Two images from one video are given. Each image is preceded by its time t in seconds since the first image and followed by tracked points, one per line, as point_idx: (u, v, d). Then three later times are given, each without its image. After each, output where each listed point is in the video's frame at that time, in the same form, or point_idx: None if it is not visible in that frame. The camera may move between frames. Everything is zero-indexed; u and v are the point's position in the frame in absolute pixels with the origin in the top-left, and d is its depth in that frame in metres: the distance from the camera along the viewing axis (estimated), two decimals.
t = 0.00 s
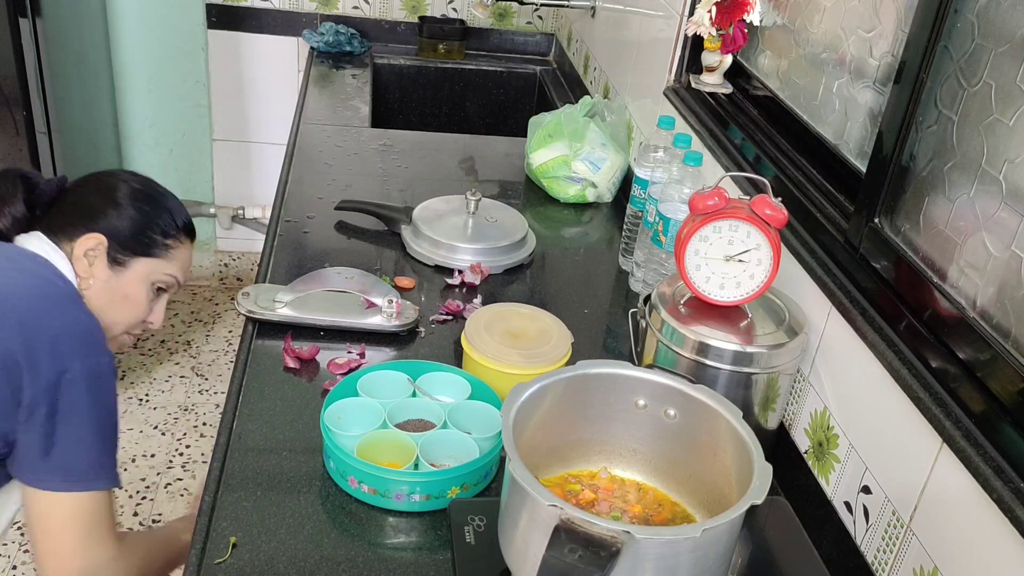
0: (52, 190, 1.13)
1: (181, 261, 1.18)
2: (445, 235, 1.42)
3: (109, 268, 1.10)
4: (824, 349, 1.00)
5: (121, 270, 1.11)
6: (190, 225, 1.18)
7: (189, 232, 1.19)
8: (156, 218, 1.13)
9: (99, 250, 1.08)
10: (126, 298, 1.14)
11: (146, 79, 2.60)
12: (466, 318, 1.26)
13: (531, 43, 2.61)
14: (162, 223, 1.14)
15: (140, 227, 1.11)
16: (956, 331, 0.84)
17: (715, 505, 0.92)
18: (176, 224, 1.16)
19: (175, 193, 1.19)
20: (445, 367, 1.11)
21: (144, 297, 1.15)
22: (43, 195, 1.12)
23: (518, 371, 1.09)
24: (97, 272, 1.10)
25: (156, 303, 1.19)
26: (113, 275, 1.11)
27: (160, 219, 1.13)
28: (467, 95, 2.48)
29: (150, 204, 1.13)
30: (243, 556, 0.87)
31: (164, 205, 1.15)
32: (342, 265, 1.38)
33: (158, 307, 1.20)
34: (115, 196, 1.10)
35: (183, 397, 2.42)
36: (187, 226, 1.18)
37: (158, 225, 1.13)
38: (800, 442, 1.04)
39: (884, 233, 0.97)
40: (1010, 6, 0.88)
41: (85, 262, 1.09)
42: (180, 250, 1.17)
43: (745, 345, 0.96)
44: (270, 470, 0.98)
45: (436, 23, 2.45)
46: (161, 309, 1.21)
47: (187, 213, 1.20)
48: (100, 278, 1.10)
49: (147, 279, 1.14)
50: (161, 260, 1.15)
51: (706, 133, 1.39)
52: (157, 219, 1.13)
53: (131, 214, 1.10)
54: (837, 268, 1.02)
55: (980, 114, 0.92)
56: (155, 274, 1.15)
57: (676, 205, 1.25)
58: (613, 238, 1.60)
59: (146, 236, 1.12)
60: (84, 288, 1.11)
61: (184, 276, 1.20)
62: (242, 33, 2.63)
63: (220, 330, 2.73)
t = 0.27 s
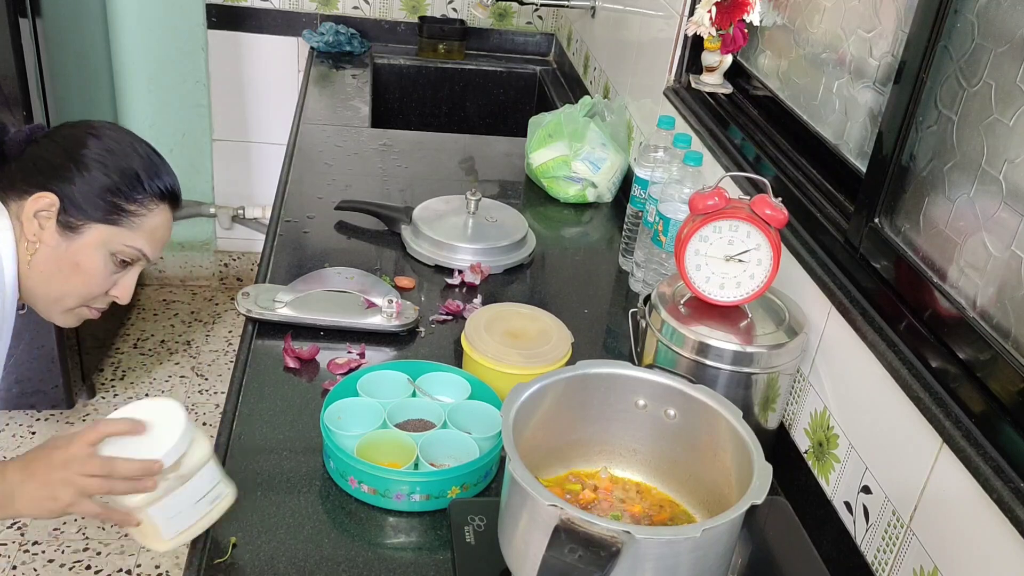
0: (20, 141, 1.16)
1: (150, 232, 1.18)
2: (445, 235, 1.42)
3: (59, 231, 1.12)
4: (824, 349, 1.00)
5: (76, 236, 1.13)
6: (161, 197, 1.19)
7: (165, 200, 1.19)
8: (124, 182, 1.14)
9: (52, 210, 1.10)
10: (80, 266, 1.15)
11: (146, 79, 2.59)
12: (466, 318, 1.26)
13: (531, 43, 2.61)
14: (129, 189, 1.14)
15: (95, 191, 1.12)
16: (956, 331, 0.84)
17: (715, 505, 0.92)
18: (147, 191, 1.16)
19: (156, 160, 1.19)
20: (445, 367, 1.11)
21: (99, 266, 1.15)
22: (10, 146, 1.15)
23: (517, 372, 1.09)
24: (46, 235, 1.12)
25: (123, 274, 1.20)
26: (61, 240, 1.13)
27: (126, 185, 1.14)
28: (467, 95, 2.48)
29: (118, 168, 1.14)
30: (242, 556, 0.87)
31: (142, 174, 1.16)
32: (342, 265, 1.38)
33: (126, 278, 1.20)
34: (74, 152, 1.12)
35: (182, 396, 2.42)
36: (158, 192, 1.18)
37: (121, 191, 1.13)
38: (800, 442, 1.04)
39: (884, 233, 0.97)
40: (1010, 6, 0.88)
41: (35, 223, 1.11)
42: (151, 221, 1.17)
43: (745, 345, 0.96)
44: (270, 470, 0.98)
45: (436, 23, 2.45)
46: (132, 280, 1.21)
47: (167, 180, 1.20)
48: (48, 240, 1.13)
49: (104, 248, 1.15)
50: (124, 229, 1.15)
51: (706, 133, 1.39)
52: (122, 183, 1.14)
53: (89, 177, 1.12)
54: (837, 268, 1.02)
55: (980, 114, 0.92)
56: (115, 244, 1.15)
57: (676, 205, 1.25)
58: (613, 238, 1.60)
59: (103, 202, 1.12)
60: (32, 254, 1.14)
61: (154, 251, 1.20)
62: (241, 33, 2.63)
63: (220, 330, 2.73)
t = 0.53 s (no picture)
0: (76, 234, 1.12)
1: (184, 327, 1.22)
2: (445, 235, 1.42)
3: (122, 330, 1.13)
4: (824, 349, 1.00)
5: (134, 335, 1.15)
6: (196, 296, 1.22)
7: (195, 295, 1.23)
8: (176, 289, 1.17)
9: (119, 313, 1.11)
10: (128, 360, 1.16)
11: (145, 79, 2.58)
12: (466, 318, 1.26)
13: (531, 43, 2.61)
14: (179, 295, 1.18)
15: (155, 297, 1.14)
16: (956, 331, 0.84)
17: (715, 505, 0.92)
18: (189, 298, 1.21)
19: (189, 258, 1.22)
20: (444, 366, 1.11)
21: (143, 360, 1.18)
22: (66, 237, 1.11)
23: (517, 371, 1.09)
24: (111, 333, 1.12)
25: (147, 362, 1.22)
26: (123, 342, 1.14)
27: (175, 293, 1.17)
28: (467, 95, 2.48)
29: (170, 272, 1.16)
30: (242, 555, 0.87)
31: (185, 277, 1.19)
32: (342, 265, 1.38)
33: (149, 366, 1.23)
34: (135, 252, 1.13)
35: (182, 397, 2.42)
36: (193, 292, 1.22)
37: (174, 296, 1.17)
38: (800, 442, 1.04)
39: (884, 233, 0.97)
40: (1011, 6, 0.88)
41: (101, 323, 1.10)
42: (186, 318, 1.21)
43: (745, 345, 0.96)
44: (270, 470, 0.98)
45: (436, 23, 2.45)
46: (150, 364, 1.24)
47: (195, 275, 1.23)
48: (111, 341, 1.13)
49: (150, 346, 1.18)
50: (169, 329, 1.19)
51: (706, 133, 1.39)
52: (176, 291, 1.17)
53: (150, 286, 1.14)
54: (837, 268, 1.02)
55: (980, 114, 0.92)
56: (160, 340, 1.19)
57: (676, 205, 1.25)
58: (613, 238, 1.60)
59: (161, 309, 1.16)
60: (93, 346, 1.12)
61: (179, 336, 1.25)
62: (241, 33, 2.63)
63: (220, 331, 2.73)
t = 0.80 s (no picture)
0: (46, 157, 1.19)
1: (161, 208, 1.19)
2: (445, 235, 1.42)
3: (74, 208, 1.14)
4: (824, 349, 1.00)
5: (90, 215, 1.15)
6: (163, 175, 1.20)
7: (173, 184, 1.21)
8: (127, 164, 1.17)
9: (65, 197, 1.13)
10: (101, 244, 1.15)
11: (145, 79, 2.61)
12: (466, 318, 1.26)
13: (530, 43, 2.61)
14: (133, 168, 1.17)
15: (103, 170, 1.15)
16: (956, 331, 0.84)
17: (715, 505, 0.92)
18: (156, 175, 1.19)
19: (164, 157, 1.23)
20: (444, 366, 1.11)
21: (120, 245, 1.16)
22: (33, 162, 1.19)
23: (517, 372, 1.09)
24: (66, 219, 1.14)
25: (147, 255, 1.19)
26: (81, 226, 1.15)
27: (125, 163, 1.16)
28: (467, 95, 2.48)
29: (121, 149, 1.18)
30: (242, 556, 0.87)
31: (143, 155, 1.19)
32: (342, 265, 1.38)
33: (148, 261, 1.20)
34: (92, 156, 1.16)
35: (182, 397, 2.42)
36: (166, 178, 1.20)
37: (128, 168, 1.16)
38: (800, 442, 1.04)
39: (884, 233, 0.97)
40: (1010, 6, 0.88)
41: (55, 212, 1.14)
42: (155, 199, 1.18)
43: (745, 345, 0.96)
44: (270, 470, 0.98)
45: (436, 23, 2.45)
46: (154, 262, 1.20)
47: (172, 168, 1.22)
48: (69, 229, 1.14)
49: (123, 223, 1.15)
50: (136, 204, 1.16)
51: (706, 133, 1.39)
52: (127, 160, 1.17)
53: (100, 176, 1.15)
54: (837, 268, 1.02)
55: (980, 113, 0.92)
56: (132, 221, 1.16)
57: (676, 205, 1.25)
58: (613, 238, 1.60)
59: (115, 178, 1.15)
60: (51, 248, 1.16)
61: (173, 233, 1.21)
62: (242, 33, 2.63)
63: (220, 331, 2.73)
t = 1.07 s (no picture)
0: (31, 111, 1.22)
1: (127, 171, 1.16)
2: (445, 235, 1.42)
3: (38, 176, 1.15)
4: (824, 349, 1.00)
5: (52, 183, 1.15)
6: (132, 128, 1.17)
7: (153, 139, 1.19)
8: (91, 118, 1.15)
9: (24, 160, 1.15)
10: (64, 216, 1.16)
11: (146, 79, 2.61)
12: (466, 318, 1.26)
13: (531, 43, 2.61)
14: (97, 125, 1.15)
15: (64, 129, 1.14)
16: (956, 331, 0.84)
17: (715, 505, 0.92)
18: (122, 128, 1.16)
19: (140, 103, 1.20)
20: (444, 366, 1.11)
21: (80, 215, 1.16)
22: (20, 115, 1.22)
23: (517, 372, 1.09)
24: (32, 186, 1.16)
25: (125, 224, 1.20)
26: (43, 196, 1.16)
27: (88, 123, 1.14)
28: (467, 95, 2.48)
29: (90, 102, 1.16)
30: (242, 555, 0.87)
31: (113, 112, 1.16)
32: (342, 265, 1.38)
33: (123, 228, 1.20)
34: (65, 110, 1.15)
35: (182, 397, 2.42)
36: (142, 133, 1.18)
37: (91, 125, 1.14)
38: (800, 442, 1.04)
39: (884, 233, 0.97)
40: (1010, 6, 0.88)
41: (17, 176, 1.16)
42: (120, 158, 1.15)
43: (745, 345, 0.96)
44: (270, 470, 0.98)
45: (436, 23, 2.45)
46: (133, 233, 1.21)
47: (151, 121, 1.20)
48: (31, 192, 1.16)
49: (84, 193, 1.15)
50: (98, 168, 1.14)
51: (705, 133, 1.39)
52: (88, 117, 1.15)
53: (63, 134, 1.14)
54: (837, 268, 1.02)
55: (980, 114, 0.92)
56: (93, 188, 1.15)
57: (676, 205, 1.25)
58: (613, 238, 1.60)
59: (81, 140, 1.14)
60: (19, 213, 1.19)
61: (148, 200, 1.19)
62: (242, 33, 2.63)
63: (220, 331, 2.73)
